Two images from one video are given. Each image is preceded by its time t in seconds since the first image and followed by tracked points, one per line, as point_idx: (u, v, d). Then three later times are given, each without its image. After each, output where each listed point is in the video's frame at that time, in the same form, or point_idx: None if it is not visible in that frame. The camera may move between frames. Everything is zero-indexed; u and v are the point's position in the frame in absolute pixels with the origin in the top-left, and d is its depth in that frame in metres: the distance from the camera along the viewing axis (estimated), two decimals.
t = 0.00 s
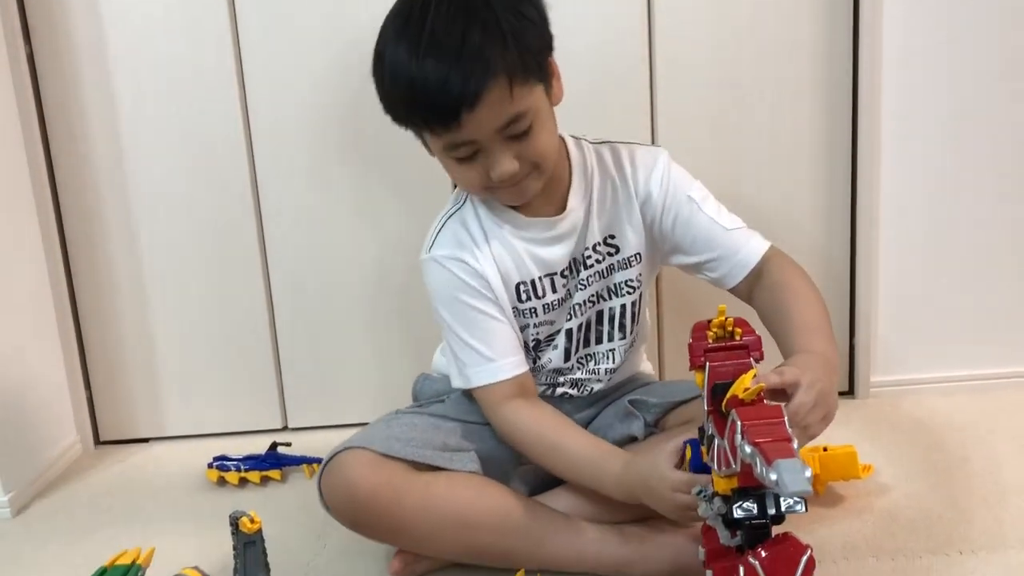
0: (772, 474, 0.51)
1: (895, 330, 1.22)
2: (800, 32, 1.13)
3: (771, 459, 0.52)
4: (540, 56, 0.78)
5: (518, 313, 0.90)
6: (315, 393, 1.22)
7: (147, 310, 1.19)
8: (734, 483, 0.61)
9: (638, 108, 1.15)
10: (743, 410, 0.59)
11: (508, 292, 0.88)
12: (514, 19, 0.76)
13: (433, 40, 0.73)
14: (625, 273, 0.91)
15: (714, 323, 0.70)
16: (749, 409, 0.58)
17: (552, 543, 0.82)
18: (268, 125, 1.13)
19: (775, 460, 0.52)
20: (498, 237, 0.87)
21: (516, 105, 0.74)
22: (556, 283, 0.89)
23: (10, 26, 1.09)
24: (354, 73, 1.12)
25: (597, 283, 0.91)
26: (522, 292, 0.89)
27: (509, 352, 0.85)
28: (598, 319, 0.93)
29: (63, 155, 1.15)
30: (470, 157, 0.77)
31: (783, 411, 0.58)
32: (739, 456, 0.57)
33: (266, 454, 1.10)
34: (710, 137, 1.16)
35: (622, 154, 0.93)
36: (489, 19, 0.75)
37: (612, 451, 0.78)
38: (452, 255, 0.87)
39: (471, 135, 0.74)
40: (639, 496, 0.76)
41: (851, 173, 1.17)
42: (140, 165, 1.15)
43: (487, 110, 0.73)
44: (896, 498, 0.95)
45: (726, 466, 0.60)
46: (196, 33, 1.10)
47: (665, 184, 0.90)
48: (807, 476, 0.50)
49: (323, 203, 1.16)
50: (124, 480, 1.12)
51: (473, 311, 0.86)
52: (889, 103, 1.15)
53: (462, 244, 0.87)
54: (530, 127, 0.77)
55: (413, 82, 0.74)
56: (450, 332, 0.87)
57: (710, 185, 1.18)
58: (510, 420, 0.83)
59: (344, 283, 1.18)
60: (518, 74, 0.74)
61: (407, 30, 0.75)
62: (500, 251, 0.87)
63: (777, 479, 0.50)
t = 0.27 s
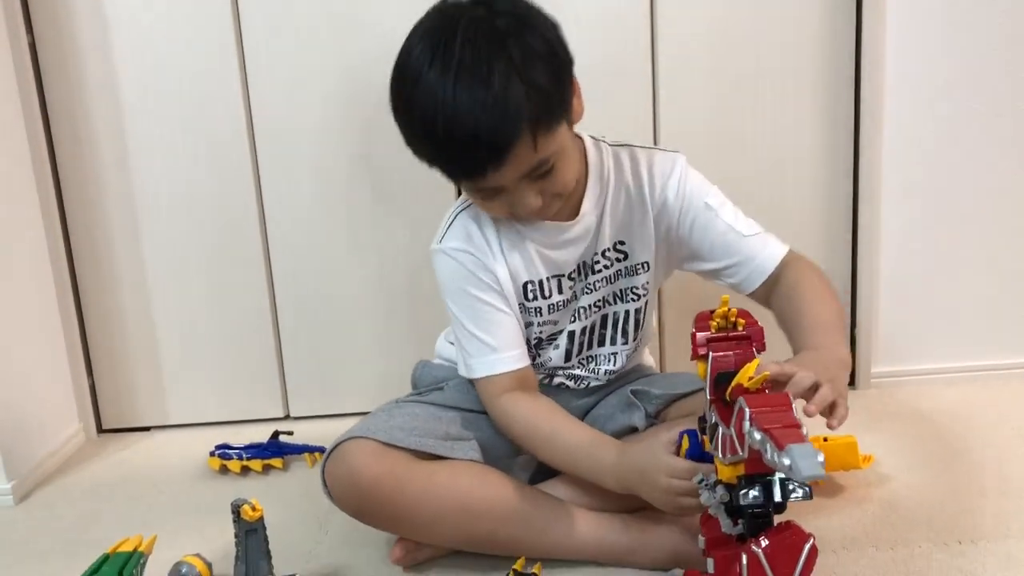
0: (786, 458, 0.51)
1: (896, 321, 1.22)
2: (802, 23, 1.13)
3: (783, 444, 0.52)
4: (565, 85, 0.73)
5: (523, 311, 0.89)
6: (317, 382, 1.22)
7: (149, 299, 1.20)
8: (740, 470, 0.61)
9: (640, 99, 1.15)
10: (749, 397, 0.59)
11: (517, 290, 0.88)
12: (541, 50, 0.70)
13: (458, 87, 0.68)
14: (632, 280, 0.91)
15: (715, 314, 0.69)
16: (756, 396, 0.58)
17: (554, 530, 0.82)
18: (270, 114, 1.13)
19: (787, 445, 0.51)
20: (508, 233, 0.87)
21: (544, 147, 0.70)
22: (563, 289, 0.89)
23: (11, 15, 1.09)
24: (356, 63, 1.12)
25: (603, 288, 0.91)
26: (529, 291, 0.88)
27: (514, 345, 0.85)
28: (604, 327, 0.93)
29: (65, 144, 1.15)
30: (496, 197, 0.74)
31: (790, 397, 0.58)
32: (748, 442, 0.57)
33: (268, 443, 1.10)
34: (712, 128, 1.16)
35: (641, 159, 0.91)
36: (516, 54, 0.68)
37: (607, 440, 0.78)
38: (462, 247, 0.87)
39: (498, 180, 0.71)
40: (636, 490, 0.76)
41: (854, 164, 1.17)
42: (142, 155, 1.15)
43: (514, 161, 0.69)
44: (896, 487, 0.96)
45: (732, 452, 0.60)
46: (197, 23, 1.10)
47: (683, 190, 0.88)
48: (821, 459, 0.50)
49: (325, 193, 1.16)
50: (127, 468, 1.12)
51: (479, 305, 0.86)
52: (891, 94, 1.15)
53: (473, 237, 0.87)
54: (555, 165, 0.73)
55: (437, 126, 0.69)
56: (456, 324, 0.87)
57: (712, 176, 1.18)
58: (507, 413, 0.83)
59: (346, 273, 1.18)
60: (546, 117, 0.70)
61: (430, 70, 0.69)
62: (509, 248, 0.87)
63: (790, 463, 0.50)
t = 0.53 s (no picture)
0: (779, 474, 0.51)
1: (898, 320, 1.22)
2: (806, 22, 1.13)
3: (775, 458, 0.52)
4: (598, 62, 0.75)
5: (538, 311, 0.89)
6: (320, 378, 1.23)
7: (154, 295, 1.20)
8: (732, 476, 0.61)
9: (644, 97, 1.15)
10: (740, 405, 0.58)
11: (531, 292, 0.88)
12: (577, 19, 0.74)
13: (491, 37, 0.71)
14: (640, 276, 0.90)
15: (700, 312, 0.68)
16: (747, 404, 0.58)
17: (558, 525, 0.83)
18: (274, 110, 1.14)
19: (780, 460, 0.52)
20: (526, 231, 0.87)
21: (570, 108, 0.72)
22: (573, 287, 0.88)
23: (18, 11, 1.10)
24: (361, 61, 1.12)
25: (611, 285, 0.90)
26: (544, 291, 0.88)
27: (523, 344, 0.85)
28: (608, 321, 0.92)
29: (71, 140, 1.15)
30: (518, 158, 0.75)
31: (781, 406, 0.58)
32: (740, 452, 0.57)
33: (271, 438, 1.11)
34: (715, 127, 1.16)
35: (654, 153, 0.91)
36: (552, 19, 0.72)
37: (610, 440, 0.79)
38: (480, 243, 0.87)
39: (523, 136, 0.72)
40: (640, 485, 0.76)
41: (857, 164, 1.17)
42: (147, 151, 1.15)
43: (540, 115, 0.71)
44: (897, 486, 0.96)
45: (722, 459, 0.60)
46: (203, 20, 1.11)
47: (703, 175, 0.89)
48: (814, 476, 0.50)
49: (329, 190, 1.16)
50: (131, 463, 1.13)
51: (495, 300, 0.86)
52: (895, 94, 1.15)
53: (490, 234, 0.87)
54: (580, 132, 0.75)
55: (467, 75, 0.72)
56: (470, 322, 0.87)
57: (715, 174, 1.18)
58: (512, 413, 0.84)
59: (349, 270, 1.19)
60: (575, 78, 0.72)
61: (466, 22, 0.72)
62: (526, 247, 0.87)
63: (784, 480, 0.51)
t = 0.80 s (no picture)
0: (796, 482, 0.51)
1: (902, 325, 1.22)
2: (811, 27, 1.13)
3: (792, 467, 0.52)
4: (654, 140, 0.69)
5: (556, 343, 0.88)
6: (323, 379, 1.23)
7: (158, 295, 1.20)
8: (738, 478, 0.60)
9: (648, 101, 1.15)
10: (748, 410, 0.59)
11: (551, 327, 0.87)
12: (636, 99, 0.66)
13: (546, 134, 0.63)
14: (658, 314, 0.90)
15: (698, 312, 0.69)
16: (755, 409, 0.58)
17: (559, 527, 0.83)
18: (280, 111, 1.14)
19: (797, 469, 0.51)
20: (550, 266, 0.85)
21: (627, 201, 0.66)
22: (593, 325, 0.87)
23: (25, 11, 1.10)
24: (366, 63, 1.13)
25: (631, 323, 0.89)
26: (565, 328, 0.87)
27: (543, 377, 0.85)
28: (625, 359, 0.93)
29: (77, 140, 1.16)
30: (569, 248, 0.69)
31: (789, 411, 0.58)
32: (750, 456, 0.57)
33: (274, 439, 1.11)
34: (720, 131, 1.17)
35: (686, 196, 0.87)
36: (612, 105, 0.64)
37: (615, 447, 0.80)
38: (501, 277, 0.85)
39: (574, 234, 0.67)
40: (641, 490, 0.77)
41: (861, 168, 1.17)
42: (153, 152, 1.16)
43: (599, 216, 0.65)
44: (899, 491, 0.96)
45: (729, 461, 0.59)
46: (209, 22, 1.11)
47: (730, 236, 0.86)
48: (831, 484, 0.50)
49: (334, 192, 1.16)
50: (134, 462, 1.13)
51: (517, 337, 0.84)
52: (900, 98, 1.15)
53: (512, 266, 0.85)
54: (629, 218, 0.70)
55: (520, 178, 0.65)
56: (490, 355, 0.86)
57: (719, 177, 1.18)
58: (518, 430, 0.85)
59: (353, 271, 1.19)
60: (636, 173, 0.66)
61: (517, 112, 0.65)
62: (549, 284, 0.85)
63: (801, 488, 0.50)
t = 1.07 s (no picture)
0: (796, 481, 0.50)
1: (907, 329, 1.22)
2: (816, 31, 1.13)
3: (790, 466, 0.52)
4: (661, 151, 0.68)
5: (567, 364, 0.87)
6: (328, 380, 1.23)
7: (164, 296, 1.21)
8: (736, 481, 0.60)
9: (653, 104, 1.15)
10: (746, 411, 0.59)
11: (561, 351, 0.86)
12: (639, 108, 0.66)
13: (544, 140, 0.63)
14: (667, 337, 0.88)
15: (694, 316, 0.69)
16: (754, 410, 0.58)
17: (561, 532, 0.83)
18: (286, 112, 1.14)
19: (796, 467, 0.51)
20: (561, 290, 0.84)
21: (630, 215, 0.66)
22: (602, 346, 0.86)
23: (32, 12, 1.11)
24: (372, 65, 1.13)
25: (639, 346, 0.88)
26: (577, 350, 0.86)
27: (549, 398, 0.86)
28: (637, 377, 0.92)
29: (84, 142, 1.16)
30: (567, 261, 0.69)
31: (788, 412, 0.58)
32: (749, 458, 0.57)
33: (279, 440, 1.12)
34: (724, 134, 1.17)
35: (705, 221, 0.85)
36: (611, 111, 0.64)
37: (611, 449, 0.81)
38: (512, 300, 0.83)
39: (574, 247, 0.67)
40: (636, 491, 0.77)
41: (866, 171, 1.17)
42: (159, 154, 1.16)
43: (598, 227, 0.65)
44: (903, 495, 0.96)
45: (728, 464, 0.59)
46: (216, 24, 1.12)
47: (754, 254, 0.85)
48: (831, 481, 0.49)
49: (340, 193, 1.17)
50: (139, 462, 1.13)
51: (525, 360, 0.84)
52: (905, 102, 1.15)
53: (523, 289, 0.84)
54: (638, 235, 0.69)
55: (516, 184, 0.65)
56: (497, 371, 0.86)
57: (724, 181, 1.18)
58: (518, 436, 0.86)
59: (358, 273, 1.19)
60: (637, 184, 0.65)
61: (514, 118, 0.65)
62: (560, 310, 0.84)
63: (802, 486, 0.50)
